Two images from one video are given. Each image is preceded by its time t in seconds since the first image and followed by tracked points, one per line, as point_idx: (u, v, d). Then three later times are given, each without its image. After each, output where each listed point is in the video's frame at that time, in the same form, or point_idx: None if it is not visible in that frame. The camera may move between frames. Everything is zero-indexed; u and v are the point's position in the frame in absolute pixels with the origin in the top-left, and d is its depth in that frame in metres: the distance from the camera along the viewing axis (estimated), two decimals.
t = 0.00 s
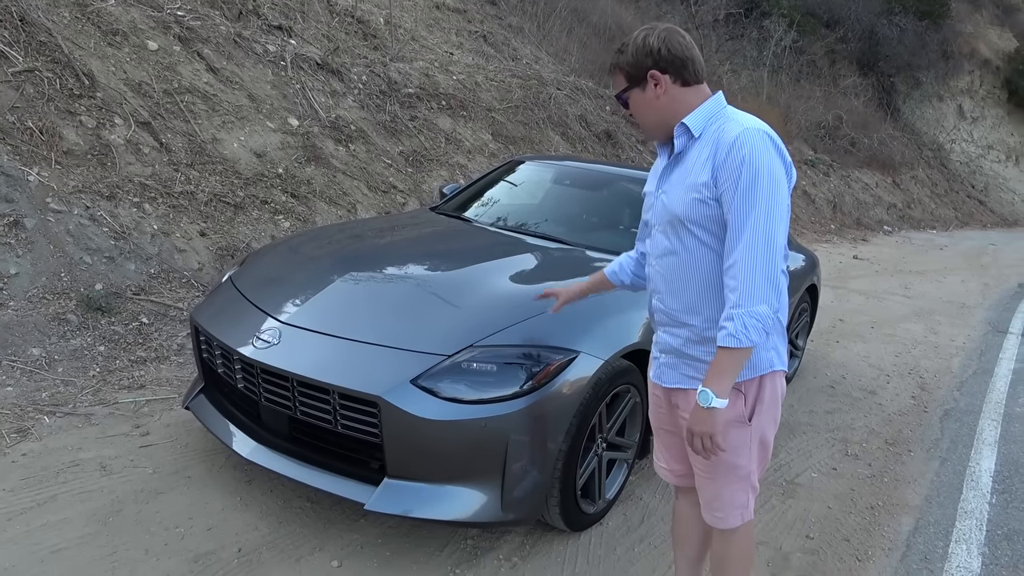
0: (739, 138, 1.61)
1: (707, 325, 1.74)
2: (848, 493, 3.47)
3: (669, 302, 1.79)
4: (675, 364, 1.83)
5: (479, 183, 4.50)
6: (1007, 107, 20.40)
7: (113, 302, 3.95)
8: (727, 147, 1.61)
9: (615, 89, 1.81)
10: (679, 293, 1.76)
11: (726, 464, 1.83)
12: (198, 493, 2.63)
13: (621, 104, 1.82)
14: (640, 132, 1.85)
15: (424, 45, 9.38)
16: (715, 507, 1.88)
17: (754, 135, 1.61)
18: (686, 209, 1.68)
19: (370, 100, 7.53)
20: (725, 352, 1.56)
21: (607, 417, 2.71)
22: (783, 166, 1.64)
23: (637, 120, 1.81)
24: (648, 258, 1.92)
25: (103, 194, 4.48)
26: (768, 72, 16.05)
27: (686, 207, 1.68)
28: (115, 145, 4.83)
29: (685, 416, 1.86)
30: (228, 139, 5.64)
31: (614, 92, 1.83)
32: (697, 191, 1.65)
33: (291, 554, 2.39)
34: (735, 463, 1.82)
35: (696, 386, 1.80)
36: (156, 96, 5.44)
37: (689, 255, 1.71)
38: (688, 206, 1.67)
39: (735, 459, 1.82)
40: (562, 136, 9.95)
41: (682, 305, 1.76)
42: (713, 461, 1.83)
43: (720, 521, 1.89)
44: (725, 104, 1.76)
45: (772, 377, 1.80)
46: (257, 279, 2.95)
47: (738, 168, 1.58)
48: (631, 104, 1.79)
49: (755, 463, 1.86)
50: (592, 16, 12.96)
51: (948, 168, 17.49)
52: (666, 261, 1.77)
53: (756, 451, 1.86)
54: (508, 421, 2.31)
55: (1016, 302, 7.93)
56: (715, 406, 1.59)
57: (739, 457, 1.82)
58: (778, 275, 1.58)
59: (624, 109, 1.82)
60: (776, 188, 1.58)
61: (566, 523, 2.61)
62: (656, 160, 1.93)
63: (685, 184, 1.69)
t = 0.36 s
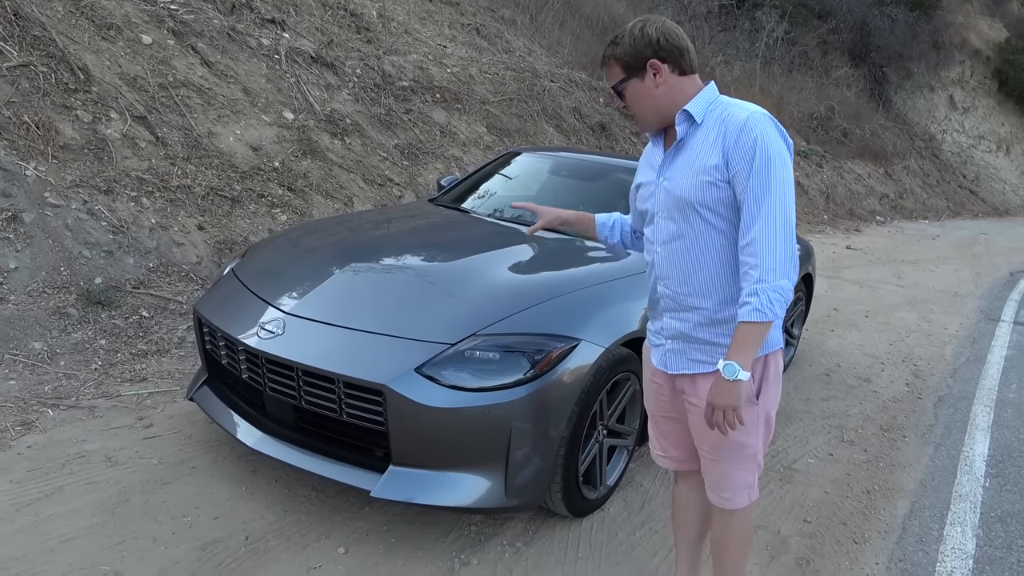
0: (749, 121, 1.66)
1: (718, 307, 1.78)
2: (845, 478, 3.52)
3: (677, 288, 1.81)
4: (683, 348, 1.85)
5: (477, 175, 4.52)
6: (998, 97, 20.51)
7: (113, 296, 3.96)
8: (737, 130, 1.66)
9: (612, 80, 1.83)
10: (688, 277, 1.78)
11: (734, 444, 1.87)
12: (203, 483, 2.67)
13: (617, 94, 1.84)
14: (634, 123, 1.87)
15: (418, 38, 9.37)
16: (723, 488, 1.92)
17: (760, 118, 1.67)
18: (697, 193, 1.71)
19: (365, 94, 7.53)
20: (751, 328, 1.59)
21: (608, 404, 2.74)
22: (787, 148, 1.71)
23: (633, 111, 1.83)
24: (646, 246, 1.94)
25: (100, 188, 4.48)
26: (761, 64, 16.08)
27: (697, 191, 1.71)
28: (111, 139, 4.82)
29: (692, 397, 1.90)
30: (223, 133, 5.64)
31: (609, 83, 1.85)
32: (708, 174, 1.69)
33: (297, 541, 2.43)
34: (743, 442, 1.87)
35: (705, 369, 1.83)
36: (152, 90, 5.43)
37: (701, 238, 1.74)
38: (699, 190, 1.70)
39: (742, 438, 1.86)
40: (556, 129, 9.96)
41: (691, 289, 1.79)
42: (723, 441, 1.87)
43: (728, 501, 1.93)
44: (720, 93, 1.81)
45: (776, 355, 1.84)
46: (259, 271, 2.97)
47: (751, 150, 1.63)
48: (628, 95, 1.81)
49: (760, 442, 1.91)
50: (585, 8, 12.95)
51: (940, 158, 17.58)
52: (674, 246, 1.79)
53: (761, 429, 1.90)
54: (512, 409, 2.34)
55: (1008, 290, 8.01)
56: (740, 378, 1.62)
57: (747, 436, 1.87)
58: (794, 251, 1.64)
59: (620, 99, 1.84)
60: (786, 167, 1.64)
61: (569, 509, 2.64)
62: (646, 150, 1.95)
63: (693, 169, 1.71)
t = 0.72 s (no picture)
0: (756, 113, 1.70)
1: (728, 297, 1.80)
2: (844, 472, 3.54)
3: (686, 280, 1.83)
4: (692, 341, 1.87)
5: (478, 170, 4.53)
6: (995, 92, 20.53)
7: (114, 292, 3.96)
8: (746, 122, 1.70)
9: (643, 43, 1.79)
10: (698, 268, 1.80)
11: (742, 433, 1.89)
12: (206, 477, 2.68)
13: (645, 58, 1.78)
14: (645, 99, 1.83)
15: (416, 33, 9.34)
16: (731, 479, 1.94)
17: (766, 110, 1.72)
18: (709, 184, 1.73)
19: (364, 90, 7.52)
20: (775, 313, 1.62)
21: (609, 399, 2.76)
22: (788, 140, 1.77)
23: (662, 80, 1.79)
24: (647, 243, 1.94)
25: (100, 184, 4.47)
26: (759, 59, 16.08)
27: (708, 182, 1.73)
28: (110, 135, 4.81)
29: (698, 391, 1.92)
30: (223, 129, 5.63)
31: (636, 46, 1.80)
32: (719, 166, 1.72)
33: (300, 535, 2.44)
34: (751, 432, 1.89)
35: (713, 360, 1.85)
36: (150, 87, 5.42)
37: (713, 229, 1.76)
38: (710, 181, 1.73)
39: (752, 427, 1.89)
40: (554, 125, 9.95)
41: (702, 280, 1.80)
42: (732, 432, 1.89)
43: (736, 492, 1.95)
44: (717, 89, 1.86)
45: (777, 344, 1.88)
46: (260, 267, 2.98)
47: (762, 140, 1.67)
48: (664, 61, 1.78)
49: (765, 431, 1.95)
50: (583, 3, 12.93)
51: (937, 154, 17.60)
52: (683, 239, 1.80)
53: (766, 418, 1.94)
54: (514, 403, 2.35)
55: (1005, 285, 8.04)
56: (767, 364, 1.64)
57: (754, 425, 1.89)
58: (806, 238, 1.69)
59: (650, 62, 1.78)
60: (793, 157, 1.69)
61: (570, 503, 2.66)
62: (639, 148, 1.96)
63: (702, 161, 1.74)
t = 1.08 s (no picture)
0: (774, 112, 1.74)
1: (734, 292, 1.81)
2: (844, 467, 3.54)
3: (694, 273, 1.82)
4: (695, 335, 1.87)
5: (478, 167, 4.52)
6: (993, 88, 20.53)
7: (113, 289, 3.96)
8: (766, 120, 1.73)
9: (687, 21, 1.81)
10: (708, 261, 1.81)
11: (747, 426, 1.91)
12: (207, 474, 2.67)
13: (690, 36, 1.80)
14: (672, 79, 1.81)
15: (414, 30, 9.32)
16: (734, 473, 1.95)
17: (780, 110, 1.76)
18: (725, 178, 1.75)
19: (362, 86, 7.50)
20: (795, 310, 1.66)
21: (610, 395, 2.75)
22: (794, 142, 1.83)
23: (698, 62, 1.80)
24: (649, 235, 1.92)
25: (98, 181, 4.46)
26: (757, 56, 16.07)
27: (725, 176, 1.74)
28: (109, 132, 4.80)
29: (701, 387, 1.92)
30: (221, 126, 5.61)
31: (681, 22, 1.81)
32: (737, 160, 1.74)
33: (301, 532, 2.43)
34: (755, 424, 1.92)
35: (718, 355, 1.85)
36: (149, 83, 5.40)
37: (725, 223, 1.78)
38: (727, 175, 1.74)
39: (756, 420, 1.92)
40: (553, 121, 9.93)
41: (711, 273, 1.81)
42: (739, 426, 1.91)
43: (739, 486, 1.96)
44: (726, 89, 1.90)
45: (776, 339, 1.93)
46: (260, 264, 2.97)
47: (780, 139, 1.72)
48: (704, 44, 1.81)
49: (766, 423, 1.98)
50: None
51: (935, 150, 17.61)
52: (693, 232, 1.80)
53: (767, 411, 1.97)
54: (515, 399, 2.34)
55: (1003, 281, 8.04)
56: (793, 361, 1.67)
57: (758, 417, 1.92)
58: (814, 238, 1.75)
59: (693, 40, 1.80)
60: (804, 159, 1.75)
61: (571, 499, 2.65)
62: (642, 137, 1.94)
63: (719, 154, 1.75)
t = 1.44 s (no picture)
0: (782, 114, 1.74)
1: (740, 295, 1.80)
2: (844, 468, 3.53)
3: (700, 274, 1.81)
4: (700, 337, 1.85)
5: (476, 166, 4.50)
6: (992, 86, 20.53)
7: (109, 290, 3.94)
8: (774, 122, 1.73)
9: (695, 19, 1.80)
10: (714, 263, 1.79)
11: (750, 426, 1.90)
12: (203, 477, 2.66)
13: (699, 35, 1.79)
14: (679, 79, 1.80)
15: (412, 28, 9.29)
16: (737, 475, 1.94)
17: (787, 113, 1.76)
18: (734, 180, 1.73)
19: (360, 85, 7.48)
20: (804, 314, 1.66)
21: (609, 396, 2.74)
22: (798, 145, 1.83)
23: (706, 62, 1.79)
24: (652, 236, 1.90)
25: (94, 181, 4.44)
26: (755, 54, 16.05)
27: (734, 178, 1.73)
28: (105, 132, 4.77)
29: (704, 389, 1.91)
30: (218, 125, 5.59)
31: (688, 21, 1.80)
32: (746, 162, 1.72)
33: (297, 535, 2.42)
34: (758, 425, 1.91)
35: (723, 358, 1.84)
36: (145, 83, 5.38)
37: (732, 225, 1.76)
38: (736, 177, 1.73)
39: (759, 421, 1.91)
40: (552, 119, 9.91)
41: (717, 275, 1.80)
42: (742, 427, 1.90)
43: (741, 487, 1.95)
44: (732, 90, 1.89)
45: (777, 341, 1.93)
46: (257, 264, 2.95)
47: (788, 142, 1.71)
48: (713, 43, 1.80)
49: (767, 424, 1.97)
50: None
51: (934, 147, 17.60)
52: (700, 233, 1.78)
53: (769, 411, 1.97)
54: (513, 401, 2.33)
55: (1002, 279, 8.04)
56: (803, 366, 1.68)
57: (761, 418, 1.91)
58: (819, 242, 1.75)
59: (702, 39, 1.79)
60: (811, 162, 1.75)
61: (570, 501, 2.64)
62: (646, 137, 1.91)
63: (728, 154, 1.73)
